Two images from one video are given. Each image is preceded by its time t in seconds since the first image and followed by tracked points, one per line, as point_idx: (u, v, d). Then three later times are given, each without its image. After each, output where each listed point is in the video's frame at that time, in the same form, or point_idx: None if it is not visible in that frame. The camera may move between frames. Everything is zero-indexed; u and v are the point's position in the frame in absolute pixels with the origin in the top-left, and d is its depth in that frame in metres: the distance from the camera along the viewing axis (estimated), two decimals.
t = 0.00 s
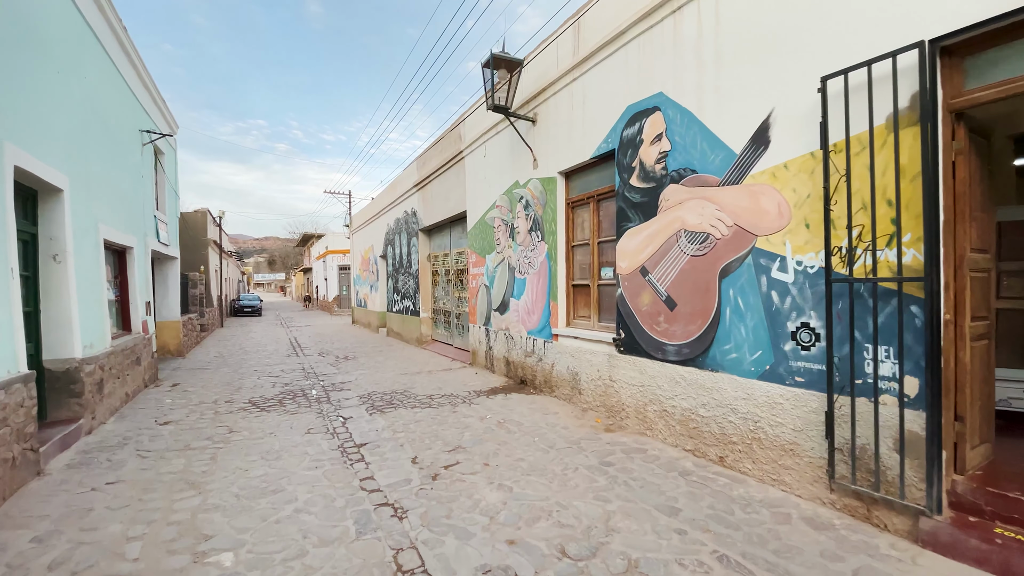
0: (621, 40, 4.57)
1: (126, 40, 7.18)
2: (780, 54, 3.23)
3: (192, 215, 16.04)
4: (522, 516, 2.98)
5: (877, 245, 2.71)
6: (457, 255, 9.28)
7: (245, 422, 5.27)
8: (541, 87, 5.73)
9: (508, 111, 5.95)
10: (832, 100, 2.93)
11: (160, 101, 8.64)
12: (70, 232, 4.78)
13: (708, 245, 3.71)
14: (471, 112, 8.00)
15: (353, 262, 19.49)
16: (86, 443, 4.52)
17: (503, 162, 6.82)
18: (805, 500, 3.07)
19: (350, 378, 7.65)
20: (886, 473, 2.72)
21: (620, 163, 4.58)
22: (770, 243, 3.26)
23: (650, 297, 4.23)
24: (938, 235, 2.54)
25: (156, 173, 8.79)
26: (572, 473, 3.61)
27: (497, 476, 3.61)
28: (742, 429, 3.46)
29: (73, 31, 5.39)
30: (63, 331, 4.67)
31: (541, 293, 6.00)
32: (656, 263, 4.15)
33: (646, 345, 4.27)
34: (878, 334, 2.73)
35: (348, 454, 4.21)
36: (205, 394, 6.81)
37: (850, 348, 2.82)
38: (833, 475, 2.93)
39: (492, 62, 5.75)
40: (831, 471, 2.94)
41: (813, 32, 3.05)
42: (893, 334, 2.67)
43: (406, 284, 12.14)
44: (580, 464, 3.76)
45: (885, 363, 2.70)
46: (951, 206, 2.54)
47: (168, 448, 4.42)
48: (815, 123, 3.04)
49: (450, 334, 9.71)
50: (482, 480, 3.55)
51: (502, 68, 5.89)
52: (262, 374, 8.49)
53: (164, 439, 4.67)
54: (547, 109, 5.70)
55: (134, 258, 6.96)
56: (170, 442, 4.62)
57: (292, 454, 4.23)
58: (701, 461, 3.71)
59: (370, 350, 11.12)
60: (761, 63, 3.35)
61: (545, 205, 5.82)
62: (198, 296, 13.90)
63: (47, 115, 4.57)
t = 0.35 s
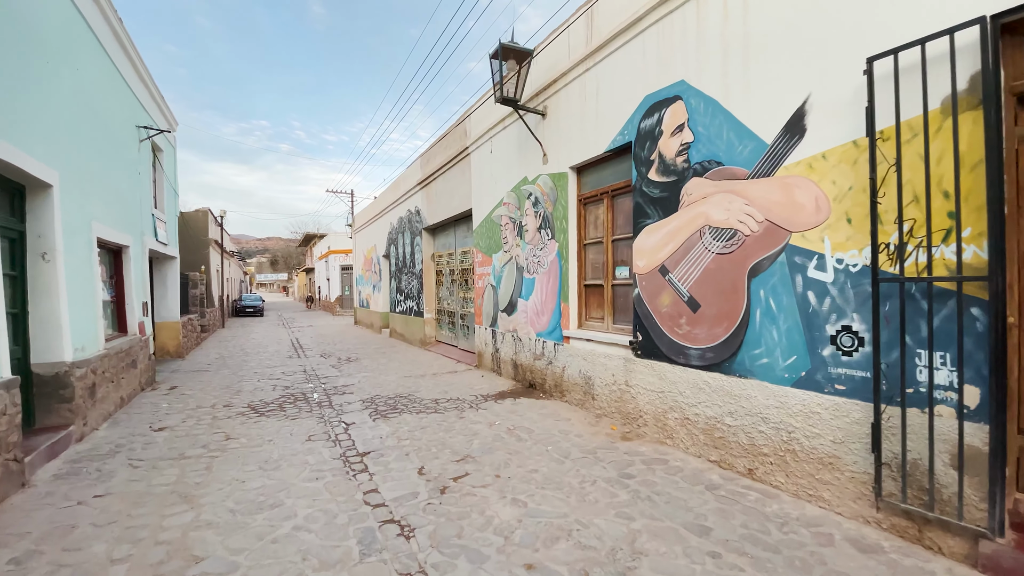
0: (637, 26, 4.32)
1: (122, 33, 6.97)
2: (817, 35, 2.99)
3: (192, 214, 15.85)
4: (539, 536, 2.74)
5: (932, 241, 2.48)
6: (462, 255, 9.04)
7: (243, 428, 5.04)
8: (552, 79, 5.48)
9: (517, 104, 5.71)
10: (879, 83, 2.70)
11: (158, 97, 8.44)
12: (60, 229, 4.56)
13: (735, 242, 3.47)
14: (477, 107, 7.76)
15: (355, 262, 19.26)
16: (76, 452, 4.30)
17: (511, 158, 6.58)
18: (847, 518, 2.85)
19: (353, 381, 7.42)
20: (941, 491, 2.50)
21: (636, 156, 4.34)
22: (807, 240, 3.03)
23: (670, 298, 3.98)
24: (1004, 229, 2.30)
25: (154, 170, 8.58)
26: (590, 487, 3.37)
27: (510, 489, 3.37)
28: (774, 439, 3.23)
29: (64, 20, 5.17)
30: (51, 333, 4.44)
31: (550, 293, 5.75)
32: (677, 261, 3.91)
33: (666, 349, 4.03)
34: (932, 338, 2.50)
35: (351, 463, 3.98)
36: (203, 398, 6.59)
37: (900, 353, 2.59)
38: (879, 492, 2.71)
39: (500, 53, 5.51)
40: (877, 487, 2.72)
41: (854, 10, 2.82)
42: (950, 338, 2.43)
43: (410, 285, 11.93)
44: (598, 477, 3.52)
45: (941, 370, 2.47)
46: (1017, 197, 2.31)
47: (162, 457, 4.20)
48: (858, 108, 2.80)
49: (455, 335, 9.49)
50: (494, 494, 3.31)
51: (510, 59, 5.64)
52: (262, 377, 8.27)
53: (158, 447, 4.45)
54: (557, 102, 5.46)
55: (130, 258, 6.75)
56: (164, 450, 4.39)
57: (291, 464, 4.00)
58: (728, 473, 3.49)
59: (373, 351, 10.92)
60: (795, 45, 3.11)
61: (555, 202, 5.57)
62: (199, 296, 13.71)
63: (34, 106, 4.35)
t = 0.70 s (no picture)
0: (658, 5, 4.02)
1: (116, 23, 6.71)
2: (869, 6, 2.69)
3: (194, 213, 15.63)
4: (561, 565, 2.45)
5: (1009, 233, 2.19)
6: (468, 253, 8.75)
7: (238, 436, 4.76)
8: (564, 66, 5.19)
9: (527, 93, 5.42)
10: (943, 56, 2.40)
11: (155, 91, 8.19)
12: (44, 224, 4.30)
13: (770, 236, 3.18)
14: (483, 100, 7.47)
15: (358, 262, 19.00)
16: (58, 462, 4.02)
17: (519, 151, 6.28)
18: (904, 545, 2.55)
19: (355, 384, 7.14)
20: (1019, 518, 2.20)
21: (657, 145, 4.05)
22: (855, 234, 2.75)
23: (696, 299, 3.68)
24: None
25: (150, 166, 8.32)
26: (613, 506, 3.06)
27: (524, 508, 3.07)
28: (816, 453, 2.95)
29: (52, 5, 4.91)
30: (34, 336, 4.18)
31: (561, 293, 5.45)
32: (704, 258, 3.62)
33: (690, 353, 3.74)
34: (1009, 343, 2.20)
35: (350, 476, 3.69)
36: (199, 402, 6.32)
37: (970, 360, 2.30)
38: (943, 516, 2.41)
39: (509, 39, 5.20)
40: (941, 511, 2.42)
41: None
42: None
43: (413, 284, 11.64)
44: (620, 494, 3.21)
45: (1020, 379, 2.17)
46: None
47: (149, 468, 3.91)
48: (918, 86, 2.51)
49: (460, 337, 9.21)
50: (507, 513, 3.01)
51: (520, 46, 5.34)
52: (262, 379, 8.00)
53: (146, 457, 4.17)
54: (569, 90, 5.16)
55: (123, 256, 6.49)
56: (152, 460, 4.10)
57: (287, 476, 3.71)
58: (763, 490, 3.20)
59: (376, 352, 10.64)
60: (841, 18, 2.82)
61: (566, 196, 5.27)
62: (199, 296, 13.47)
63: (17, 94, 4.09)
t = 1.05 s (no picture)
0: None
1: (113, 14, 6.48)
2: None
3: (196, 213, 15.45)
4: None
5: None
6: (475, 253, 8.48)
7: (235, 445, 4.49)
8: (580, 53, 4.90)
9: (540, 83, 5.13)
10: None
11: (153, 86, 7.97)
12: (29, 221, 4.05)
13: (815, 232, 2.91)
14: (492, 93, 7.19)
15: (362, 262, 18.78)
16: (43, 474, 3.76)
17: (531, 145, 6.00)
18: None
19: (358, 389, 6.86)
20: None
21: (683, 135, 3.77)
22: (917, 229, 2.47)
23: (728, 301, 3.41)
24: None
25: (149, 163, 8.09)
26: (643, 530, 2.77)
27: (545, 531, 2.79)
28: (869, 473, 2.67)
29: None
30: (19, 340, 3.93)
31: (576, 294, 5.14)
32: (737, 257, 3.35)
33: (722, 360, 3.46)
34: None
35: (353, 492, 3.41)
36: (197, 407, 6.06)
37: None
38: None
39: (522, 25, 4.91)
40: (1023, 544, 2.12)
41: None
42: None
43: (418, 285, 11.39)
44: (650, 515, 2.92)
45: None
46: None
47: (139, 482, 3.65)
48: (993, 62, 2.22)
49: (467, 339, 8.93)
50: (526, 538, 2.72)
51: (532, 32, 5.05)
52: (263, 383, 7.74)
53: (137, 469, 3.90)
54: (585, 79, 4.88)
55: (118, 255, 6.25)
56: (142, 472, 3.84)
57: (285, 492, 3.43)
58: (807, 512, 2.92)
59: (380, 354, 10.38)
60: None
61: (582, 192, 4.97)
62: (201, 297, 13.26)
63: None
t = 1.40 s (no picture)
0: None
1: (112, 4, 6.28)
2: None
3: (201, 212, 15.30)
4: None
5: None
6: (484, 251, 8.23)
7: (235, 453, 4.26)
8: (598, 39, 4.64)
9: (555, 71, 4.88)
10: None
11: (155, 80, 7.77)
12: (18, 216, 3.83)
13: (867, 224, 2.65)
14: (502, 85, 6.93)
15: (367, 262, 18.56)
16: (31, 485, 3.54)
17: (544, 138, 5.74)
18: None
19: (364, 392, 6.62)
20: None
21: (714, 122, 3.51)
22: (992, 219, 2.21)
23: (765, 300, 3.15)
24: None
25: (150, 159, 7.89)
26: (680, 554, 2.51)
27: (571, 554, 2.53)
28: (933, 492, 2.41)
29: None
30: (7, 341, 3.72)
31: (592, 294, 4.88)
32: (777, 253, 3.09)
33: (759, 364, 3.20)
34: None
35: (360, 506, 3.17)
36: (197, 411, 5.84)
37: None
38: None
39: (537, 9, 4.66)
40: None
41: None
42: None
43: (425, 284, 11.15)
44: (685, 536, 2.66)
45: None
46: None
47: (132, 494, 3.41)
48: None
49: (475, 340, 8.68)
50: (552, 562, 2.47)
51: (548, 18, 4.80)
52: (266, 385, 7.53)
53: (131, 479, 3.68)
54: (604, 66, 4.62)
55: (117, 253, 6.04)
56: (135, 482, 3.61)
57: (287, 506, 3.19)
58: (857, 533, 2.66)
59: (386, 356, 10.15)
60: None
61: (600, 186, 4.71)
62: (205, 296, 13.07)
63: None
